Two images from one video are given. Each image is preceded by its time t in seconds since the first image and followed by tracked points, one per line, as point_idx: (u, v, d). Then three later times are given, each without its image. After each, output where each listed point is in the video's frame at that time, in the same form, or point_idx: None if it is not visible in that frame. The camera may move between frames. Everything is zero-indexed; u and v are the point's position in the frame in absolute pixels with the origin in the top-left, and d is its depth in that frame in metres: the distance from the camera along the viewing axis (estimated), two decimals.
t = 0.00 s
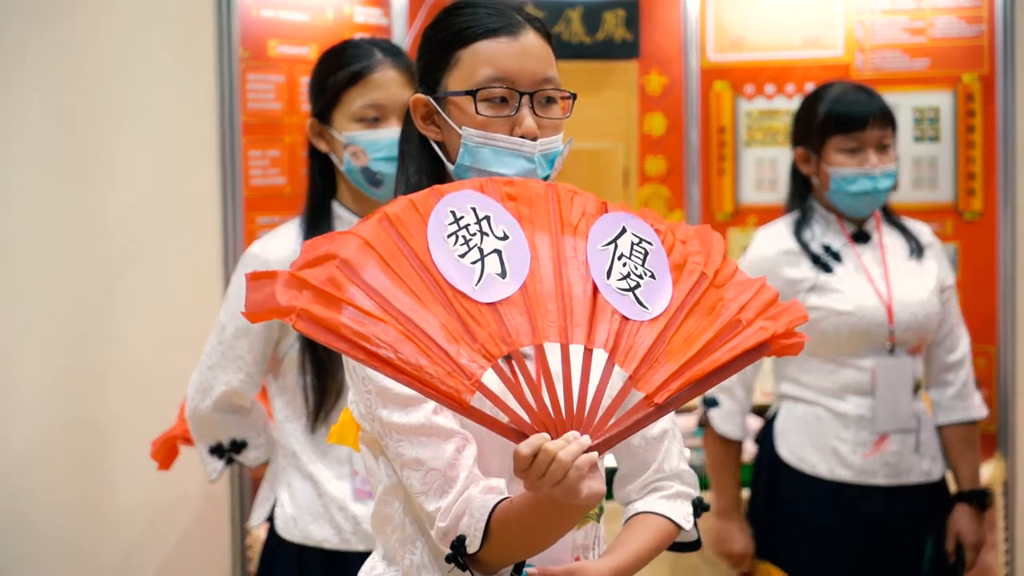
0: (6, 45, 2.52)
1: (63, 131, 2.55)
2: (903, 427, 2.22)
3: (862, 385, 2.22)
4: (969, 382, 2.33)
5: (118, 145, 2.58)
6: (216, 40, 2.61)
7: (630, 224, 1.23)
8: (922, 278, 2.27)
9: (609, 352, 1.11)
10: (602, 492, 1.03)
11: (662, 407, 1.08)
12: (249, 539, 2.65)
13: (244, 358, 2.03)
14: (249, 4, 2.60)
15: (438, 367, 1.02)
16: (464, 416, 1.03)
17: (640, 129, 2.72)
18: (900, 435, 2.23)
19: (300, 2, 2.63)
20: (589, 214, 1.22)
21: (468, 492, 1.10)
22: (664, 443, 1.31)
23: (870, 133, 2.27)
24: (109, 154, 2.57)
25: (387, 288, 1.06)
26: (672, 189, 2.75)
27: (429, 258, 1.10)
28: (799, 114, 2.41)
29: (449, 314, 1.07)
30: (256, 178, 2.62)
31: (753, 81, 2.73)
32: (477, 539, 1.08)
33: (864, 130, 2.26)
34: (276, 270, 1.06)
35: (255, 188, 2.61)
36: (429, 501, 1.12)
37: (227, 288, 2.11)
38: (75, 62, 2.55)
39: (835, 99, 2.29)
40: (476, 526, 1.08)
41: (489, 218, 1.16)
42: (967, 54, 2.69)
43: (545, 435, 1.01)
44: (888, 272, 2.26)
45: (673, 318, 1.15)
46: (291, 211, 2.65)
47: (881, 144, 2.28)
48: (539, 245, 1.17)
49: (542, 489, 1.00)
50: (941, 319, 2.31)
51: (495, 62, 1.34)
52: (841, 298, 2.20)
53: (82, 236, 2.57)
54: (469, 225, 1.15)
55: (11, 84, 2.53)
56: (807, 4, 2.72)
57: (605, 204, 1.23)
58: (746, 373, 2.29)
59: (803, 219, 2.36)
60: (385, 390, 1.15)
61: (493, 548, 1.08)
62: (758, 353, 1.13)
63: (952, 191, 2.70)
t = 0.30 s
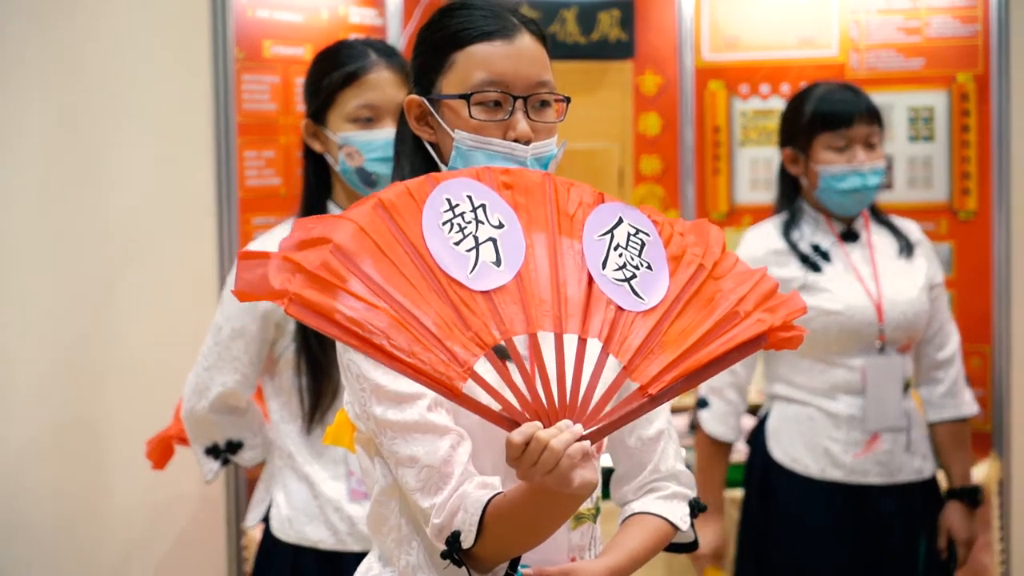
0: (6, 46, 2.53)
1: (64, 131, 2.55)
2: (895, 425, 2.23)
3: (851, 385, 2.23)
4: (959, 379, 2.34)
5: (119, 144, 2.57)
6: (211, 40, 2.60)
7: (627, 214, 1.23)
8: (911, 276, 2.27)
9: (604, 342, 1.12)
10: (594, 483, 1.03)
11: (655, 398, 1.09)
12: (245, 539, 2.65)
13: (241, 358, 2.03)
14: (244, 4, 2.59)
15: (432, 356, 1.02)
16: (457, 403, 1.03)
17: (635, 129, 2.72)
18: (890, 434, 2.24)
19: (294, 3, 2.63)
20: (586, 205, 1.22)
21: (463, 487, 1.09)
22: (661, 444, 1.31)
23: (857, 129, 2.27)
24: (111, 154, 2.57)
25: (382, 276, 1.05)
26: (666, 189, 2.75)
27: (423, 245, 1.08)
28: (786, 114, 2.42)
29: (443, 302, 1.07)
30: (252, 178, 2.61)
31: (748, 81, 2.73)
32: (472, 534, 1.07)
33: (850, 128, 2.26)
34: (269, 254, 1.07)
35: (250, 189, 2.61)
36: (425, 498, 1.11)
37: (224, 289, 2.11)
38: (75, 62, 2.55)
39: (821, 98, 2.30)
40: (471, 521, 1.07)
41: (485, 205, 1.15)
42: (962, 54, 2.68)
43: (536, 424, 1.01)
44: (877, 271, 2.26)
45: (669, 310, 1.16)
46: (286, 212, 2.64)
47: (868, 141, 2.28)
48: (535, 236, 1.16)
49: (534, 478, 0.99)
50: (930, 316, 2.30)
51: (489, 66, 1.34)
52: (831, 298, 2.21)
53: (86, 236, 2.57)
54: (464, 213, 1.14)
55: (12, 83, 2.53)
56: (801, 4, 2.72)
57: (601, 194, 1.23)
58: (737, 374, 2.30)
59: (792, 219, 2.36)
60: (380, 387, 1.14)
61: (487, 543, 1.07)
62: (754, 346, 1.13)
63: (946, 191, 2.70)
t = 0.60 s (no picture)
0: (6, 45, 2.46)
1: (63, 133, 2.51)
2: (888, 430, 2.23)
3: (844, 389, 2.23)
4: (950, 381, 2.33)
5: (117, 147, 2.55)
6: (207, 44, 2.60)
7: (618, 211, 1.24)
8: (903, 279, 2.28)
9: (600, 341, 1.12)
10: (592, 482, 1.04)
11: (653, 394, 1.09)
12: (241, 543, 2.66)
13: (238, 361, 2.03)
14: (240, 9, 2.61)
15: (426, 360, 1.02)
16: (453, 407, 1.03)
17: (630, 134, 2.73)
18: (883, 437, 2.24)
19: (290, 8, 2.65)
20: (576, 203, 1.22)
21: (460, 491, 1.10)
22: (656, 448, 1.31)
23: (845, 134, 2.27)
24: (109, 156, 2.55)
25: (374, 281, 1.06)
26: (662, 194, 2.75)
27: (415, 250, 1.09)
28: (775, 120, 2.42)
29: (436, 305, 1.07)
30: (248, 183, 2.64)
31: (744, 86, 2.73)
32: (471, 536, 1.07)
33: (838, 133, 2.27)
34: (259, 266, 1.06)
35: (246, 194, 2.63)
36: (422, 501, 1.12)
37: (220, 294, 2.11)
38: (72, 65, 2.52)
39: (809, 104, 2.30)
40: (470, 522, 1.07)
41: (475, 207, 1.16)
42: (958, 59, 2.68)
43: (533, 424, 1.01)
44: (868, 274, 2.27)
45: (663, 307, 1.16)
46: (283, 216, 2.68)
47: (858, 144, 2.29)
48: (526, 237, 1.17)
49: (533, 479, 0.99)
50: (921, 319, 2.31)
51: (483, 68, 1.34)
52: (823, 301, 2.21)
53: (84, 239, 2.54)
54: (455, 215, 1.14)
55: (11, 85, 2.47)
56: (796, 9, 2.72)
57: (592, 193, 1.24)
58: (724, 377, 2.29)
59: (784, 224, 2.36)
60: (379, 390, 1.15)
61: (486, 545, 1.07)
62: (752, 337, 1.15)
63: (942, 196, 2.71)
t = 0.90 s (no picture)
0: (6, 46, 2.46)
1: (61, 134, 2.51)
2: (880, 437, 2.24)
3: (836, 396, 2.25)
4: (941, 393, 2.34)
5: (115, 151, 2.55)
6: (202, 49, 2.60)
7: (617, 240, 1.26)
8: (895, 288, 2.29)
9: (598, 371, 1.14)
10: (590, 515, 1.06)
11: (650, 426, 1.13)
12: (235, 551, 2.65)
13: (235, 369, 2.05)
14: (234, 16, 2.60)
15: (425, 398, 1.05)
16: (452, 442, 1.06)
17: (625, 142, 2.72)
18: (875, 445, 2.24)
19: (284, 15, 2.65)
20: (575, 231, 1.25)
21: (458, 508, 1.11)
22: (648, 459, 1.31)
23: (838, 143, 2.28)
24: (107, 159, 2.55)
25: (373, 316, 1.08)
26: (656, 203, 2.74)
27: (414, 282, 1.12)
28: (769, 130, 2.43)
29: (436, 340, 1.10)
30: (242, 191, 2.62)
31: (738, 95, 2.73)
32: (468, 556, 1.09)
33: (831, 141, 2.28)
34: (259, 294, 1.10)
35: (240, 202, 2.62)
36: (419, 516, 1.14)
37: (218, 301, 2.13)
38: (72, 67, 2.52)
39: (804, 112, 2.31)
40: (467, 543, 1.09)
41: (474, 238, 1.18)
42: (951, 66, 2.68)
43: (533, 459, 1.03)
44: (861, 283, 2.28)
45: (661, 335, 1.19)
46: (278, 224, 2.66)
47: (850, 155, 2.30)
48: (525, 265, 1.19)
49: (531, 513, 1.02)
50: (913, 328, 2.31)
51: (473, 75, 1.34)
52: (813, 309, 2.23)
53: (84, 244, 2.54)
54: (454, 247, 1.17)
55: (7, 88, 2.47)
56: (790, 16, 2.72)
57: (590, 220, 1.26)
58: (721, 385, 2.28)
59: (775, 232, 2.37)
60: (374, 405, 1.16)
61: (483, 565, 1.09)
62: (749, 365, 1.17)
63: (936, 205, 2.70)
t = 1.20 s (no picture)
0: (6, 45, 2.41)
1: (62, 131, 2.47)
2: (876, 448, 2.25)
3: (831, 406, 2.26)
4: (936, 402, 2.33)
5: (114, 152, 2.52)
6: (195, 53, 2.58)
7: (615, 250, 1.25)
8: (891, 299, 2.29)
9: (594, 383, 1.15)
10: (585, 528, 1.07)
11: (648, 437, 1.12)
12: (228, 560, 2.64)
13: (229, 380, 2.04)
14: (228, 25, 2.61)
15: (420, 410, 1.07)
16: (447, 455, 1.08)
17: (619, 151, 2.73)
18: (868, 455, 2.25)
19: (279, 24, 2.67)
20: (574, 241, 1.24)
21: (452, 517, 1.14)
22: (642, 468, 1.31)
23: (832, 151, 2.29)
24: (107, 160, 2.51)
25: (368, 331, 1.10)
26: (650, 211, 2.75)
27: (409, 295, 1.13)
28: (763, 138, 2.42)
29: (431, 353, 1.11)
30: (236, 201, 2.63)
31: (732, 103, 2.73)
32: (462, 565, 1.12)
33: (825, 149, 2.28)
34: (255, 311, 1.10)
35: (234, 211, 2.63)
36: (413, 525, 1.17)
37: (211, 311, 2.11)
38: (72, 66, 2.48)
39: (797, 120, 2.31)
40: (461, 552, 1.12)
41: (470, 249, 1.19)
42: (945, 75, 2.67)
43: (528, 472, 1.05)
44: (856, 292, 2.29)
45: (660, 346, 1.18)
46: (271, 233, 2.70)
47: (844, 162, 2.30)
48: (522, 273, 1.20)
49: (526, 527, 1.03)
50: (907, 341, 2.31)
51: (466, 87, 1.34)
52: (808, 318, 2.24)
53: (83, 244, 2.50)
54: (450, 259, 1.18)
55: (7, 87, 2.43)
56: (783, 24, 2.72)
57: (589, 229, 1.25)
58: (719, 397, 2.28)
59: (771, 242, 2.36)
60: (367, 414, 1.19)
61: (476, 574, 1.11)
62: (746, 376, 1.16)
63: (929, 214, 2.69)
